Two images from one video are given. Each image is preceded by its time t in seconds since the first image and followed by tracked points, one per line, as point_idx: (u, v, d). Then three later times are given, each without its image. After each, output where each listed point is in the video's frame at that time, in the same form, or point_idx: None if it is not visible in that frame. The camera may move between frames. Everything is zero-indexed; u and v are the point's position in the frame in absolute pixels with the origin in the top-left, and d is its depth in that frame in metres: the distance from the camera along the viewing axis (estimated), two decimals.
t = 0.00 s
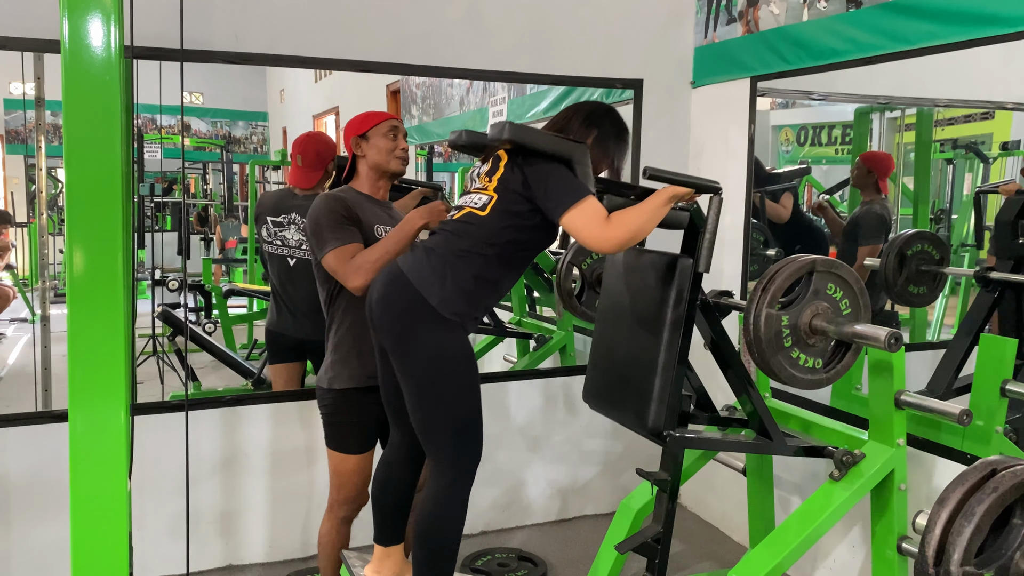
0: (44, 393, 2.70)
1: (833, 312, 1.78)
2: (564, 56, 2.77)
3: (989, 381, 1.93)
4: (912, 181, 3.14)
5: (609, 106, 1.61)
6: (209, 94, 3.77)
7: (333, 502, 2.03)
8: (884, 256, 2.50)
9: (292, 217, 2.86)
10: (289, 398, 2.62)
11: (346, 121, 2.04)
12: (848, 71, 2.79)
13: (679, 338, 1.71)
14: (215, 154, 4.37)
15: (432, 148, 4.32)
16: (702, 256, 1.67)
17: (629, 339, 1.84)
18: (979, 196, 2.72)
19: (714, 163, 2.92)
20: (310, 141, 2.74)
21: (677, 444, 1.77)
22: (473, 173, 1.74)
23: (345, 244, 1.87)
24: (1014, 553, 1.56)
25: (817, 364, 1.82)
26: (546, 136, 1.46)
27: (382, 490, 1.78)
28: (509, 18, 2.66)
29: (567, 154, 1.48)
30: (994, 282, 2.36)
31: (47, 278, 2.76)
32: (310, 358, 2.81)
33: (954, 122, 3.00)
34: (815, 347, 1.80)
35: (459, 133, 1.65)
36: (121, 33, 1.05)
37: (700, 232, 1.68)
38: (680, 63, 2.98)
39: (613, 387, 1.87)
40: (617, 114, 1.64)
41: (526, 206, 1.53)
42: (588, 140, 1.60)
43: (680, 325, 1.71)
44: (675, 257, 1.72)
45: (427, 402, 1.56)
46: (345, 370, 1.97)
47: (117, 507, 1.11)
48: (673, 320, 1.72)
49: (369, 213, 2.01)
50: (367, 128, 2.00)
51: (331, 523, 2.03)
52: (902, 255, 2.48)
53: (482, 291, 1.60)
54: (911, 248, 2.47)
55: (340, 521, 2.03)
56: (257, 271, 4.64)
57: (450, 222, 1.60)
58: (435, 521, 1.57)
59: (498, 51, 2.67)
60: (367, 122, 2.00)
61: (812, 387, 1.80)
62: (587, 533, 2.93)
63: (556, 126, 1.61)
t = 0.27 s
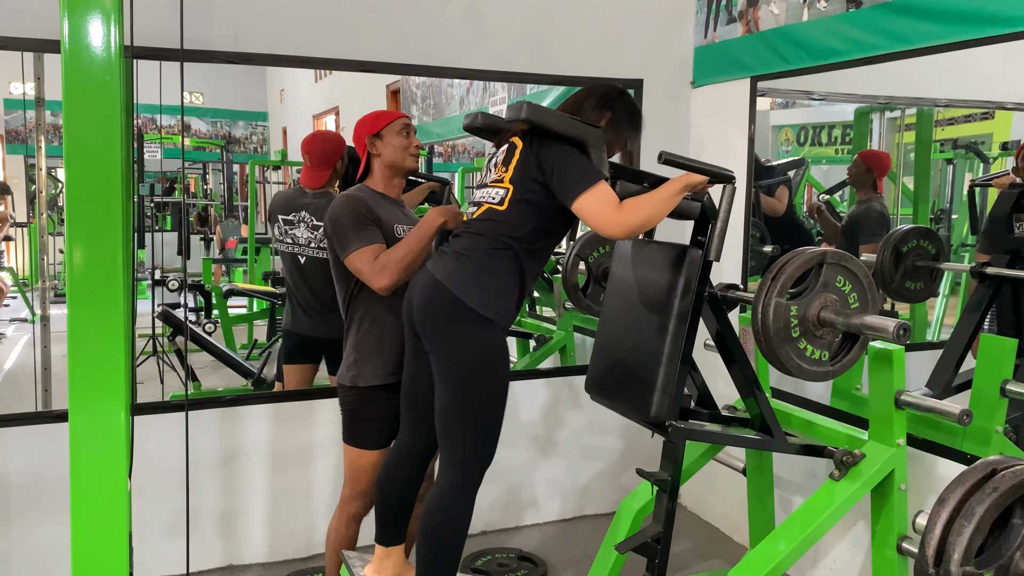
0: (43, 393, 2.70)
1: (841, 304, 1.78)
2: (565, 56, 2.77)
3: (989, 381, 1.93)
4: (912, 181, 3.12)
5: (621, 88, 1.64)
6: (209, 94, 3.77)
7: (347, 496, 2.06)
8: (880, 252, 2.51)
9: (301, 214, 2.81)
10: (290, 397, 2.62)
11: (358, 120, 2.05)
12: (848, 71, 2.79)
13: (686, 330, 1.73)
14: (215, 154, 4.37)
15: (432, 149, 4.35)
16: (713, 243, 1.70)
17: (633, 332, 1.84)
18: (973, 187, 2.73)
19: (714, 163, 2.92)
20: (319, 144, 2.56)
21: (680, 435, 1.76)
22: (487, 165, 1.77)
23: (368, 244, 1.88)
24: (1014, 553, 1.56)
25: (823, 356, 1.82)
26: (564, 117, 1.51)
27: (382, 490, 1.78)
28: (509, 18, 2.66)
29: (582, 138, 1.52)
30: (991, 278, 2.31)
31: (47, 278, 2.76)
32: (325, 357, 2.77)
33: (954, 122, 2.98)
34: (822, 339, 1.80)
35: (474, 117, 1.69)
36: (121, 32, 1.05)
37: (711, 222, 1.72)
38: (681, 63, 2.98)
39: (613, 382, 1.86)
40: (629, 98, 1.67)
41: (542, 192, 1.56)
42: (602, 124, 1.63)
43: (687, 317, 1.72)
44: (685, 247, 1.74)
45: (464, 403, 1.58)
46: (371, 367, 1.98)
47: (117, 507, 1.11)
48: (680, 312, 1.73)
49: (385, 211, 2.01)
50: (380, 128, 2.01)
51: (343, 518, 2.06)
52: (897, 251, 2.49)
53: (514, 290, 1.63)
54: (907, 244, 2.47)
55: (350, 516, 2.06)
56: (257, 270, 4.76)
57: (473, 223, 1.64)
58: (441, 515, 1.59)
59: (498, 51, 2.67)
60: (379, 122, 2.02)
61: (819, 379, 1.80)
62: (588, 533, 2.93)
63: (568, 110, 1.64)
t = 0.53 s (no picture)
0: (43, 393, 2.70)
1: (842, 303, 1.78)
2: (564, 56, 2.77)
3: (989, 381, 1.93)
4: (912, 181, 3.12)
5: (620, 82, 1.65)
6: (209, 94, 3.77)
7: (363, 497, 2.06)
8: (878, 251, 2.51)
9: (313, 217, 2.85)
10: (289, 396, 2.62)
11: (370, 119, 2.04)
12: (848, 71, 2.80)
13: (685, 330, 1.73)
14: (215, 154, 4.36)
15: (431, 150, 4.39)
16: (714, 241, 1.70)
17: (634, 331, 1.84)
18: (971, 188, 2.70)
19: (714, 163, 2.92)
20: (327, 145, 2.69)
21: (678, 433, 1.75)
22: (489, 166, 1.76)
23: (381, 253, 1.90)
24: (1014, 553, 1.56)
25: (824, 355, 1.82)
26: (566, 114, 1.50)
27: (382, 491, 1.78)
28: (509, 18, 2.66)
29: (585, 136, 1.52)
30: (990, 277, 2.34)
31: (47, 278, 2.76)
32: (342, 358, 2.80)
33: (954, 122, 2.98)
34: (823, 338, 1.80)
35: (476, 115, 1.70)
36: (121, 33, 1.05)
37: (712, 221, 1.71)
38: (681, 63, 2.98)
39: (613, 381, 1.86)
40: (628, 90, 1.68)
41: (547, 191, 1.57)
42: (603, 120, 1.63)
43: (687, 317, 1.72)
44: (686, 246, 1.73)
45: (492, 410, 1.59)
46: (394, 369, 1.98)
47: (117, 507, 1.11)
48: (680, 311, 1.72)
49: (395, 216, 2.01)
50: (392, 130, 2.01)
51: (359, 517, 2.07)
52: (897, 251, 2.48)
53: (538, 294, 1.65)
54: (906, 244, 2.47)
55: (364, 516, 2.07)
56: (256, 271, 4.77)
57: (487, 233, 1.63)
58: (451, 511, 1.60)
59: (498, 51, 2.67)
60: (391, 123, 2.01)
61: (820, 378, 1.80)
62: (588, 533, 2.93)
63: (569, 105, 1.65)
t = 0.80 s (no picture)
0: (44, 392, 2.69)
1: (839, 305, 1.78)
2: (565, 56, 2.77)
3: (989, 381, 1.93)
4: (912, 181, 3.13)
5: (611, 82, 1.63)
6: (209, 94, 3.77)
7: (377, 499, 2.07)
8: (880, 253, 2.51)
9: (319, 218, 2.84)
10: (287, 397, 2.62)
11: (377, 122, 2.04)
12: (848, 71, 2.80)
13: (683, 332, 1.72)
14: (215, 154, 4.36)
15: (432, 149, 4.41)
16: (710, 246, 1.70)
17: (632, 334, 1.84)
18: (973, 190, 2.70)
19: (714, 163, 2.92)
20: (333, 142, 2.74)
21: (678, 437, 1.75)
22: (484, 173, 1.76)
23: (384, 262, 1.91)
24: (1014, 553, 1.56)
25: (822, 357, 1.82)
26: (559, 120, 1.49)
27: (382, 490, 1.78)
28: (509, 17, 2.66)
29: (578, 142, 1.52)
30: (992, 278, 2.32)
31: (47, 278, 2.76)
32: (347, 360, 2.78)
33: (954, 122, 2.98)
34: (821, 341, 1.80)
35: (471, 122, 1.70)
36: (121, 33, 1.05)
37: (708, 224, 1.71)
38: (681, 63, 2.98)
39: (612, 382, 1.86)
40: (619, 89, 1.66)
41: (543, 196, 1.56)
42: (594, 124, 1.62)
43: (684, 320, 1.72)
44: (682, 250, 1.73)
45: (500, 415, 1.58)
46: (404, 373, 1.98)
47: (117, 507, 1.11)
48: (678, 314, 1.72)
49: (400, 221, 2.00)
50: (399, 134, 2.01)
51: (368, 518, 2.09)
52: (898, 253, 2.48)
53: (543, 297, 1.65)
54: (908, 245, 2.46)
55: (375, 517, 2.08)
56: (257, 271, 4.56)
57: (484, 244, 1.65)
58: (455, 513, 1.60)
59: (498, 51, 2.67)
60: (400, 126, 2.02)
61: (818, 381, 1.80)
62: (588, 533, 2.93)
63: (560, 110, 1.64)
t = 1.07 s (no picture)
0: (44, 392, 2.69)
1: (839, 305, 1.77)
2: (565, 56, 2.77)
3: (989, 381, 1.93)
4: (912, 181, 3.12)
5: (612, 80, 1.63)
6: (209, 94, 3.77)
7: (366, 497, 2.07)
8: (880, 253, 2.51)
9: (320, 218, 2.83)
10: (288, 397, 2.62)
11: (378, 122, 2.04)
12: (848, 71, 2.80)
13: (683, 332, 1.72)
14: (215, 154, 4.35)
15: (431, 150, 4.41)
16: (711, 246, 1.71)
17: (632, 334, 1.83)
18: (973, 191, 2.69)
19: (714, 163, 2.92)
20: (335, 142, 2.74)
21: (679, 436, 1.75)
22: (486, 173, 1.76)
23: (383, 262, 1.91)
24: (1014, 553, 1.56)
25: (822, 357, 1.82)
26: (559, 121, 1.50)
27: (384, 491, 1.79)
28: (509, 17, 2.66)
29: (579, 141, 1.52)
30: (991, 279, 2.34)
31: (47, 278, 2.76)
32: (348, 360, 2.79)
33: (954, 122, 2.98)
34: (821, 340, 1.80)
35: (472, 122, 1.71)
36: (121, 32, 1.05)
37: (708, 224, 1.71)
38: (681, 63, 2.98)
39: (614, 383, 1.86)
40: (619, 86, 1.66)
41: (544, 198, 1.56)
42: (594, 123, 1.62)
43: (684, 320, 1.72)
44: (682, 250, 1.74)
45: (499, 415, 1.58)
46: (403, 373, 1.98)
47: (118, 507, 1.11)
48: (678, 314, 1.72)
49: (401, 222, 2.00)
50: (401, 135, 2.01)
51: (361, 516, 2.08)
52: (899, 253, 2.48)
53: (543, 298, 1.64)
54: (908, 246, 2.47)
55: (369, 514, 2.08)
56: (257, 271, 4.58)
57: (484, 243, 1.65)
58: (455, 512, 1.60)
59: (498, 51, 2.67)
60: (401, 126, 2.02)
61: (818, 380, 1.80)
62: (588, 533, 2.93)
63: (560, 108, 1.63)
